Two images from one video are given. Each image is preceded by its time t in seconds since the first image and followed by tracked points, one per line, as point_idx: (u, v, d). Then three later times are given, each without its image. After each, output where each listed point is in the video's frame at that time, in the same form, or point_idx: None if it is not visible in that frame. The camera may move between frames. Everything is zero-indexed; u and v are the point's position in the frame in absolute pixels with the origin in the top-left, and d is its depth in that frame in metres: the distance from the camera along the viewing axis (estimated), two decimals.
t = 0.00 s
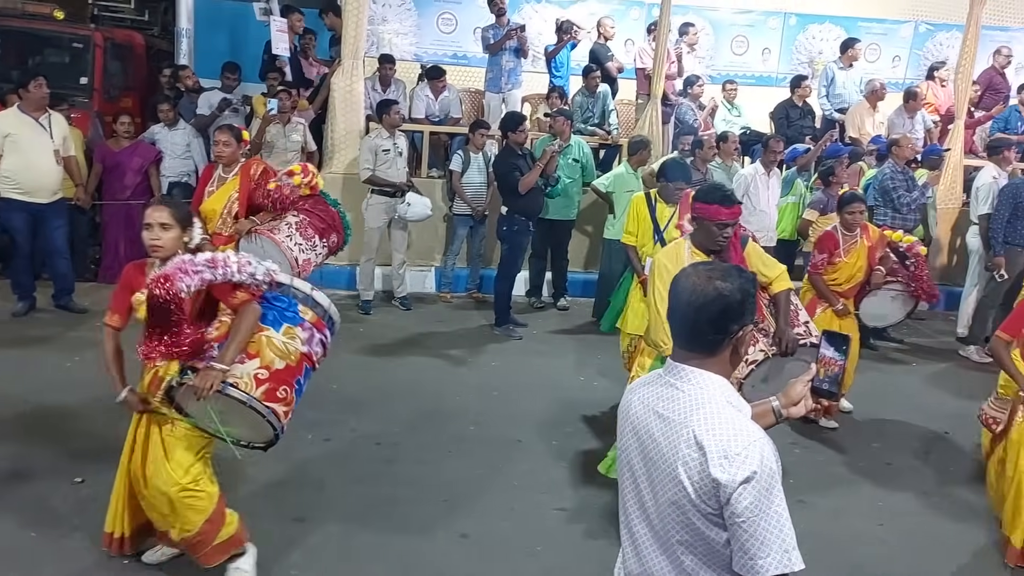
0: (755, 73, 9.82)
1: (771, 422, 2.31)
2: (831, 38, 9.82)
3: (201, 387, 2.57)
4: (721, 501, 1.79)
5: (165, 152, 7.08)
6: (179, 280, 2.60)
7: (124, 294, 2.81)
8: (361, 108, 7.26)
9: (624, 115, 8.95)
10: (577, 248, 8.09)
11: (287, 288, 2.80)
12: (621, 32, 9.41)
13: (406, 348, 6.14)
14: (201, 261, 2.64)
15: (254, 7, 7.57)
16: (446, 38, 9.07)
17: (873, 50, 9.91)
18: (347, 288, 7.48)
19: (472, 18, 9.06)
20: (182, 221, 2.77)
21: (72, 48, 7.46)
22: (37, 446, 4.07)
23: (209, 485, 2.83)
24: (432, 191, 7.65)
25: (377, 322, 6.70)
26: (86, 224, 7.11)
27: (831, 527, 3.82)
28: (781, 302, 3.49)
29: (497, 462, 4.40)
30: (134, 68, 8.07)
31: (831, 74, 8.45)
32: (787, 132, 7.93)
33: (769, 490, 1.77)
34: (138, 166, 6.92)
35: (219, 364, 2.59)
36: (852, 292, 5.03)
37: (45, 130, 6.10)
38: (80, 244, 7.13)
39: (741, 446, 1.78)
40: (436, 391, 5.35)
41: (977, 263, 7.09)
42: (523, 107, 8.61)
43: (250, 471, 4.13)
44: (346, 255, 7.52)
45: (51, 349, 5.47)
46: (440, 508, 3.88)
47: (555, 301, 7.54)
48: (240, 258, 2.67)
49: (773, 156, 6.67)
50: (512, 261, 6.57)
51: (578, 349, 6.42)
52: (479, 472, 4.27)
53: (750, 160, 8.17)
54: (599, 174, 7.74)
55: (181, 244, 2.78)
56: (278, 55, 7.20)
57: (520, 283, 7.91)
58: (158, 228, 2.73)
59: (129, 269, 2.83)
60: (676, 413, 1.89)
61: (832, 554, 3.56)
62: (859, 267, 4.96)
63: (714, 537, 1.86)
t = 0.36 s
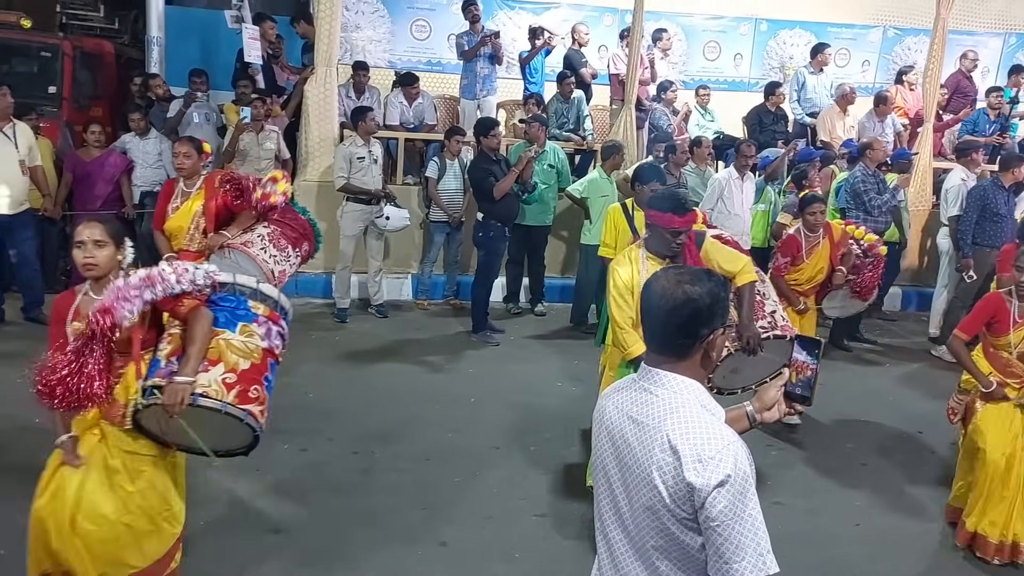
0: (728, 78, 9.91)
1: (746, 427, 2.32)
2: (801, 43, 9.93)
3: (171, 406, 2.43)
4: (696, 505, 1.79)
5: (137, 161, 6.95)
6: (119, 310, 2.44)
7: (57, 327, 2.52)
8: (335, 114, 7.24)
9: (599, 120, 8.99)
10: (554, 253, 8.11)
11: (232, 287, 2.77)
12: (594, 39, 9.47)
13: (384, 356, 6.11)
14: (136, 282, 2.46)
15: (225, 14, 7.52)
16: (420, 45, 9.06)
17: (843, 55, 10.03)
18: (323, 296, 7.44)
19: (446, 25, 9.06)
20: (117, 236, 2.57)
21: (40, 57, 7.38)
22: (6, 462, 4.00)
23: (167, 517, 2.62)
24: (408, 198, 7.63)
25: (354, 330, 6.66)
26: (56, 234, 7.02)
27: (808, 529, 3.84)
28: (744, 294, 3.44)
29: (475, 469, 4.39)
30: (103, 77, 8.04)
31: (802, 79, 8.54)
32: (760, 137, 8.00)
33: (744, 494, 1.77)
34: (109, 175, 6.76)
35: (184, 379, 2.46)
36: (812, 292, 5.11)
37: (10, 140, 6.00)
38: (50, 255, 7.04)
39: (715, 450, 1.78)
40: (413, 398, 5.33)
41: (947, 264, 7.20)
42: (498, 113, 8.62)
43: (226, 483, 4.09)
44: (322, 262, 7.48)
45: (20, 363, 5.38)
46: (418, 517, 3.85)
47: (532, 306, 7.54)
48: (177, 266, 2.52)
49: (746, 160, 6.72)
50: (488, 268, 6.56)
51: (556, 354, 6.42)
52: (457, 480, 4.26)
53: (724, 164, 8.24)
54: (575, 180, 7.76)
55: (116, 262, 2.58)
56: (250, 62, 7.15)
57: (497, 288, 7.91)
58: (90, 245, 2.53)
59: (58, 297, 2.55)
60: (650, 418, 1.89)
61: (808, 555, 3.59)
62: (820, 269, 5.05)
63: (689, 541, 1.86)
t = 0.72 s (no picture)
0: (707, 86, 9.98)
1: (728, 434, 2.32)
2: (779, 51, 10.03)
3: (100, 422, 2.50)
4: (679, 512, 1.79)
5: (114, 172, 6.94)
6: (70, 303, 2.60)
7: None
8: (315, 124, 7.19)
9: (580, 128, 9.02)
10: (537, 261, 8.11)
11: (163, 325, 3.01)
12: (574, 47, 9.51)
13: (368, 366, 6.09)
14: (87, 286, 2.69)
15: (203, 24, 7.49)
16: (400, 54, 9.06)
17: (821, 62, 10.13)
18: (305, 306, 7.40)
19: (426, 34, 9.07)
20: (48, 262, 2.73)
21: (16, 68, 7.33)
22: None
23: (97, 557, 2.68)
24: (390, 207, 7.61)
25: (336, 340, 6.63)
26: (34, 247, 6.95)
27: (790, 534, 3.87)
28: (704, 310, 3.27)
29: (458, 479, 4.37)
30: (80, 87, 7.97)
31: (780, 86, 8.62)
32: (739, 144, 8.06)
33: (726, 500, 1.77)
34: (86, 187, 6.50)
35: (118, 397, 2.54)
36: (783, 302, 5.15)
37: None
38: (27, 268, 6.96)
39: (697, 457, 1.78)
40: (396, 408, 5.31)
41: (926, 268, 7.27)
42: (479, 121, 8.63)
43: (207, 496, 4.06)
44: (303, 272, 7.44)
45: None
46: (402, 528, 3.84)
47: (515, 314, 7.54)
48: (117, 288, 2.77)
49: (726, 167, 6.76)
50: (470, 277, 6.56)
51: (539, 362, 6.42)
52: (440, 490, 4.24)
53: (704, 171, 8.29)
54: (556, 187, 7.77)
55: (45, 286, 2.71)
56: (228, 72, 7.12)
57: (479, 297, 7.91)
58: (23, 269, 2.65)
59: None
60: (632, 425, 1.89)
61: (790, 561, 3.60)
62: (788, 277, 5.09)
63: (673, 549, 1.86)
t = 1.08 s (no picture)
0: (693, 93, 10.05)
1: (716, 439, 2.34)
2: (763, 58, 10.10)
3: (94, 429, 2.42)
4: (668, 520, 1.79)
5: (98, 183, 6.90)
6: (36, 314, 2.49)
7: None
8: (301, 134, 7.20)
9: (567, 136, 9.05)
10: (525, 268, 8.12)
11: (146, 307, 2.67)
12: (560, 56, 9.55)
13: (358, 375, 6.08)
14: (51, 291, 2.53)
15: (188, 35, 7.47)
16: (386, 63, 9.07)
17: (804, 70, 10.21)
18: (292, 316, 7.39)
19: (412, 43, 9.09)
20: (22, 262, 2.64)
21: None
22: None
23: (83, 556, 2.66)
24: (377, 216, 7.60)
25: (324, 350, 6.61)
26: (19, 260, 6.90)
27: (781, 540, 3.87)
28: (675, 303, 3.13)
29: (448, 488, 4.36)
30: (65, 98, 7.93)
31: (764, 94, 8.68)
32: (725, 152, 8.11)
33: (714, 507, 1.77)
34: (71, 200, 6.50)
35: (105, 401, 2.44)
36: (760, 299, 5.18)
37: None
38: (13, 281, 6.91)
39: (685, 464, 1.79)
40: (386, 417, 5.30)
41: (911, 273, 7.33)
42: (466, 130, 8.63)
43: (196, 508, 4.02)
44: (291, 282, 7.41)
45: None
46: (394, 538, 3.82)
47: (504, 322, 7.55)
48: (90, 284, 2.56)
49: (712, 174, 6.81)
50: (458, 285, 6.56)
51: (529, 369, 6.42)
52: (431, 498, 4.24)
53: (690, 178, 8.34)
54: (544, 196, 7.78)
55: (21, 287, 2.64)
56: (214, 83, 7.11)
57: (468, 305, 7.91)
58: None
59: None
60: (620, 434, 1.90)
61: (781, 565, 3.62)
62: (762, 273, 5.13)
63: (662, 557, 1.86)
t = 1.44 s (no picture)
0: (672, 100, 10.08)
1: (698, 447, 2.31)
2: (741, 64, 10.15)
3: (20, 433, 2.42)
4: (650, 528, 1.76)
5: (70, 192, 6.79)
6: None
7: None
8: (279, 142, 7.14)
9: (546, 142, 9.03)
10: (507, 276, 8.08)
11: (98, 317, 2.79)
12: (539, 62, 9.54)
13: (338, 384, 6.01)
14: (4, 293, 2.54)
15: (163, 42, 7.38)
16: (365, 70, 9.02)
17: (782, 76, 10.27)
18: (269, 325, 7.31)
19: (390, 50, 9.05)
20: None
21: None
22: None
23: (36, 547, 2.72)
24: (356, 224, 7.54)
25: (303, 359, 6.54)
26: None
27: (765, 545, 3.84)
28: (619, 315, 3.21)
29: (429, 497, 4.31)
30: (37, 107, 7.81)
31: (742, 99, 8.71)
32: (704, 158, 8.13)
33: (698, 515, 1.74)
34: (44, 210, 6.42)
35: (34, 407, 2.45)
36: (721, 299, 5.23)
37: None
38: None
39: (667, 472, 1.76)
40: (366, 426, 5.23)
41: (889, 277, 7.37)
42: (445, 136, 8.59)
43: (171, 521, 3.92)
44: (268, 291, 7.32)
45: None
46: (374, 549, 3.75)
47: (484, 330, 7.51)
48: (45, 289, 2.60)
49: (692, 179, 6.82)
50: (439, 293, 6.52)
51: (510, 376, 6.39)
52: (411, 508, 4.18)
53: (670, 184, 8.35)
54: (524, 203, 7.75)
55: None
56: (189, 90, 7.03)
57: (449, 313, 7.86)
58: None
59: None
60: (602, 441, 1.86)
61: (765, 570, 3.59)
62: (723, 274, 5.16)
63: (645, 566, 1.83)
